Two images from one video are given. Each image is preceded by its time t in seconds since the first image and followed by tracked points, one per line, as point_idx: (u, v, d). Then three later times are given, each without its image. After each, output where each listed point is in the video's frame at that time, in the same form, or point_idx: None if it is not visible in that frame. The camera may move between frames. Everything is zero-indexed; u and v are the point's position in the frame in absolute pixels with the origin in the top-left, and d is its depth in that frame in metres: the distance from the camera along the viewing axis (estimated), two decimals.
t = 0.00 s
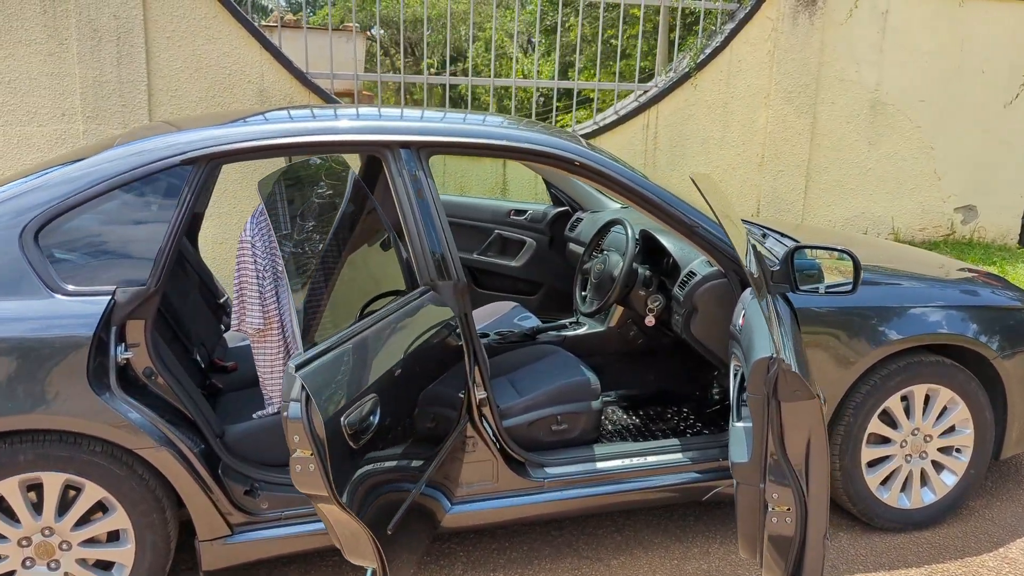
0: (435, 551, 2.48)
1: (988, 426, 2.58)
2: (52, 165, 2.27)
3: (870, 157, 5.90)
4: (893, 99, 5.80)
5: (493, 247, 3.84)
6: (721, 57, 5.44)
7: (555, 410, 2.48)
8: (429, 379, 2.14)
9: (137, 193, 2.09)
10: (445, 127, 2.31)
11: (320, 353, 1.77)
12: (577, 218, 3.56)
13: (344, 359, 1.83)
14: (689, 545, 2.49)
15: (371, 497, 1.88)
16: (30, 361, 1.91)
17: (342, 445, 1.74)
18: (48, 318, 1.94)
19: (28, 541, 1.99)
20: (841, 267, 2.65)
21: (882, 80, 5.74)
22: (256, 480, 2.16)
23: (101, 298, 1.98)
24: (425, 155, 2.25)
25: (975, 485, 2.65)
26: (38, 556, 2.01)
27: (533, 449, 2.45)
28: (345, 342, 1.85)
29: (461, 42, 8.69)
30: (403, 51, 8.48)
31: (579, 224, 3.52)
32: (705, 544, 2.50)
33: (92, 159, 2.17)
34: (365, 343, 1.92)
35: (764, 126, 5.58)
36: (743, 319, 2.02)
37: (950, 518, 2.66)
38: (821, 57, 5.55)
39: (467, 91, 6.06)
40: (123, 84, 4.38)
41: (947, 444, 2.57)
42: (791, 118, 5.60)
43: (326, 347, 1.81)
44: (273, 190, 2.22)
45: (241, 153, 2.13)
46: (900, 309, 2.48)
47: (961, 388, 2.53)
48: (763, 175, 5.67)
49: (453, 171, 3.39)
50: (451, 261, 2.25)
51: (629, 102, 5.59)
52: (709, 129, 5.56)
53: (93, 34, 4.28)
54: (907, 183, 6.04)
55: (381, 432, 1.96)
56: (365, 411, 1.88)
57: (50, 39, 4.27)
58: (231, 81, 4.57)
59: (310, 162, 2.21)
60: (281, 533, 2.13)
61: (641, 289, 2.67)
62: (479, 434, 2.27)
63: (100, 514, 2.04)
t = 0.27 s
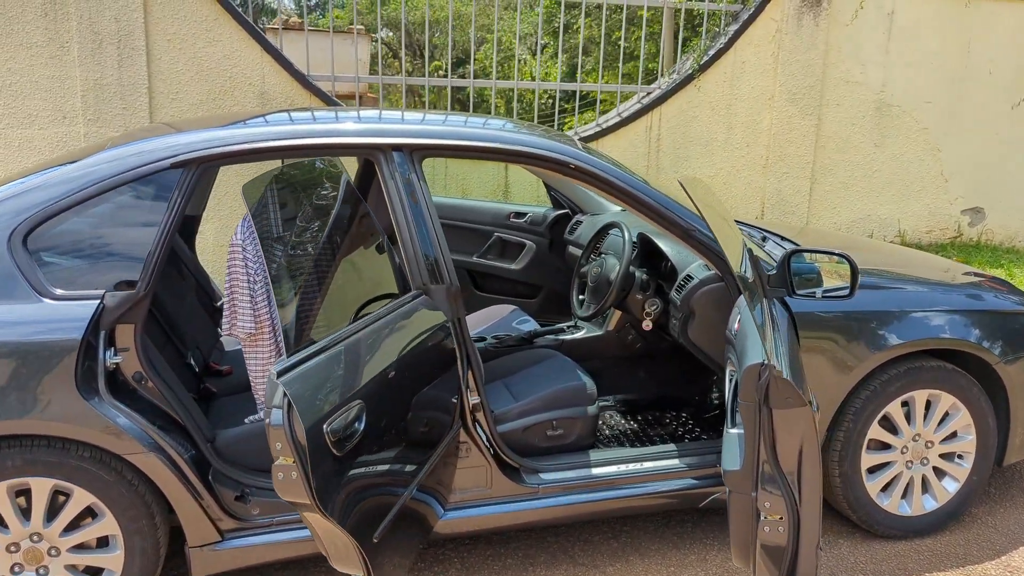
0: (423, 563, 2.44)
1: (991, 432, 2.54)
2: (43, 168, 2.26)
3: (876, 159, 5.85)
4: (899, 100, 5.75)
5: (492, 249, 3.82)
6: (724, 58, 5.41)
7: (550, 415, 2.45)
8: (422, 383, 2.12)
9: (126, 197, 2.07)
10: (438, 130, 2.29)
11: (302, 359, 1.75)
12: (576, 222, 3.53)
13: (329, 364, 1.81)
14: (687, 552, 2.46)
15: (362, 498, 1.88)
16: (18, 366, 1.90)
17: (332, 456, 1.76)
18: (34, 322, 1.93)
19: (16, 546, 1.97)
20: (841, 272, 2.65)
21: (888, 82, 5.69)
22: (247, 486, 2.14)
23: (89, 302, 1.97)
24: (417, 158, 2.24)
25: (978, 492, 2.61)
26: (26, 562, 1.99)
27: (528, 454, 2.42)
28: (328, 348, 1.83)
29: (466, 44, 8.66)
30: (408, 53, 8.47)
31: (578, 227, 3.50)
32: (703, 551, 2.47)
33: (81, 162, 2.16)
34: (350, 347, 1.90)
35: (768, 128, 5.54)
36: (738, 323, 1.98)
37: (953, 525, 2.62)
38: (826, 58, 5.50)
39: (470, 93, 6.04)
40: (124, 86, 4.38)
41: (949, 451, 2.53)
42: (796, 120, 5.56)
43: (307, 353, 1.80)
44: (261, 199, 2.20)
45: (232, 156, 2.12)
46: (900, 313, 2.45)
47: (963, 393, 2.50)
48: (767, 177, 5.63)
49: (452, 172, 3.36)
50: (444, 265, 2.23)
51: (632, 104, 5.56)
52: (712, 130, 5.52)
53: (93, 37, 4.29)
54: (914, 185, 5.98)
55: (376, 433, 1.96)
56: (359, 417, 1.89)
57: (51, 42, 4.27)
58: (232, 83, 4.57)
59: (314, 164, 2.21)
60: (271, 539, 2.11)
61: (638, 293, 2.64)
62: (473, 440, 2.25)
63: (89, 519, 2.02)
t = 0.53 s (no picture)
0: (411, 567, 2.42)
1: (990, 438, 2.51)
2: (33, 169, 2.25)
3: (881, 161, 5.81)
4: (905, 102, 5.70)
5: (491, 251, 3.79)
6: (728, 59, 5.37)
7: (543, 419, 2.43)
8: (415, 386, 2.12)
9: (114, 198, 2.06)
10: (430, 131, 2.27)
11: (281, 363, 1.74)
12: (574, 224, 3.51)
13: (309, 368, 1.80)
14: (681, 558, 2.44)
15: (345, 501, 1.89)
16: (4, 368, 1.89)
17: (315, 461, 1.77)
18: (21, 323, 1.92)
19: (3, 548, 1.97)
20: (836, 276, 2.63)
21: (894, 83, 5.64)
22: (236, 489, 2.13)
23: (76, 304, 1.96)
24: (409, 159, 2.21)
25: (977, 499, 2.58)
26: (13, 565, 1.99)
27: (520, 458, 2.40)
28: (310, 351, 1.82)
29: (472, 44, 8.64)
30: (413, 53, 8.45)
31: (576, 229, 3.47)
32: (697, 557, 2.44)
33: (70, 163, 2.15)
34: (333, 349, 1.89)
35: (772, 130, 5.50)
36: (730, 328, 1.96)
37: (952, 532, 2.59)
38: (831, 59, 5.46)
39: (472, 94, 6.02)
40: (124, 87, 4.39)
41: (947, 456, 2.50)
42: (800, 121, 5.52)
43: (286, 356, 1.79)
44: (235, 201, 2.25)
45: (220, 158, 2.10)
46: (899, 317, 2.42)
47: (962, 398, 2.47)
48: (771, 179, 5.59)
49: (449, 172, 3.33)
50: (435, 268, 2.20)
51: (635, 105, 5.53)
52: (715, 132, 5.49)
53: (94, 38, 4.30)
54: (919, 187, 5.93)
55: (368, 431, 1.97)
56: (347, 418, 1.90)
57: (51, 42, 4.28)
58: (232, 84, 4.57)
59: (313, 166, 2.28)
60: (259, 543, 2.10)
61: (633, 295, 2.62)
62: (464, 445, 2.22)
63: (76, 522, 2.01)
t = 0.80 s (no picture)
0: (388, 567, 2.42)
1: (987, 444, 2.48)
2: (23, 169, 2.26)
3: (886, 163, 5.76)
4: (910, 104, 5.65)
5: (489, 252, 3.76)
6: (731, 61, 5.34)
7: (536, 422, 2.41)
8: (408, 388, 2.10)
9: (101, 197, 2.07)
10: (420, 132, 2.25)
11: (261, 364, 1.70)
12: (572, 225, 3.49)
13: (289, 368, 1.76)
14: (672, 563, 2.42)
15: (332, 501, 1.86)
16: None
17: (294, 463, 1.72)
18: (6, 323, 1.92)
19: None
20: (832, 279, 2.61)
21: (899, 85, 5.59)
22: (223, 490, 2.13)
23: (63, 303, 1.96)
24: (399, 160, 2.19)
25: (974, 505, 2.55)
26: None
27: (511, 461, 2.39)
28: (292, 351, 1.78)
29: (478, 44, 8.62)
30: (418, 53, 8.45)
31: (574, 230, 3.45)
32: (689, 563, 2.42)
33: (59, 162, 2.15)
34: (316, 350, 1.85)
35: (775, 131, 5.47)
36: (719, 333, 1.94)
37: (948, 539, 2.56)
38: (835, 61, 5.42)
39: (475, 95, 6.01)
40: (125, 87, 4.40)
41: (944, 462, 2.47)
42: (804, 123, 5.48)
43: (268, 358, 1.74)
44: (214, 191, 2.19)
45: (206, 158, 2.09)
46: (894, 320, 2.39)
47: (959, 404, 2.44)
48: (774, 181, 5.56)
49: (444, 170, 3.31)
50: (424, 270, 2.18)
51: (637, 107, 5.51)
52: (718, 134, 5.46)
53: (95, 38, 4.32)
54: (925, 190, 5.89)
55: (359, 432, 1.95)
56: (336, 420, 1.88)
57: (52, 43, 4.30)
58: (233, 84, 4.58)
59: (307, 168, 2.40)
60: (246, 545, 2.09)
61: (627, 298, 2.59)
62: (453, 448, 2.21)
63: (62, 522, 2.01)
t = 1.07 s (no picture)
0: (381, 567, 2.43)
1: (988, 450, 2.45)
2: (20, 168, 2.27)
3: (895, 165, 5.71)
4: (920, 105, 5.60)
5: (491, 253, 3.76)
6: (738, 61, 5.32)
7: (530, 424, 2.40)
8: (402, 389, 2.09)
9: (94, 198, 2.07)
10: (414, 132, 2.25)
11: (246, 362, 1.75)
12: (573, 226, 3.48)
13: (277, 365, 1.80)
14: (667, 567, 2.40)
15: (322, 499, 1.84)
16: None
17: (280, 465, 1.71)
18: None
19: None
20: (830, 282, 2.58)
21: (908, 86, 5.54)
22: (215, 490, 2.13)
23: (55, 303, 1.97)
24: (392, 161, 2.19)
25: (975, 511, 2.52)
26: None
27: (506, 463, 2.38)
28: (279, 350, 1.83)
29: (487, 45, 8.61)
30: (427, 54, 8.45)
31: (575, 231, 3.44)
32: (683, 567, 2.40)
33: (55, 162, 2.16)
34: (303, 350, 1.87)
35: (783, 133, 5.44)
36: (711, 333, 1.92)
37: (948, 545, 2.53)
38: (844, 61, 5.37)
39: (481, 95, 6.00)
40: (131, 87, 4.43)
41: (944, 468, 2.45)
42: (812, 124, 5.44)
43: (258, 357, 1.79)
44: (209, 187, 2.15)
45: (199, 158, 2.09)
46: (892, 323, 2.37)
47: (958, 409, 2.41)
48: (781, 183, 5.52)
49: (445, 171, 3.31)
50: (417, 271, 2.18)
51: (643, 108, 5.49)
52: (725, 135, 5.44)
53: (102, 39, 4.34)
54: (935, 191, 5.83)
55: (355, 430, 1.95)
56: (325, 421, 1.87)
57: (59, 43, 4.33)
58: (238, 84, 4.60)
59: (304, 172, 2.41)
60: (237, 545, 2.09)
61: (624, 300, 2.58)
62: (445, 449, 2.20)
63: (53, 522, 2.01)
